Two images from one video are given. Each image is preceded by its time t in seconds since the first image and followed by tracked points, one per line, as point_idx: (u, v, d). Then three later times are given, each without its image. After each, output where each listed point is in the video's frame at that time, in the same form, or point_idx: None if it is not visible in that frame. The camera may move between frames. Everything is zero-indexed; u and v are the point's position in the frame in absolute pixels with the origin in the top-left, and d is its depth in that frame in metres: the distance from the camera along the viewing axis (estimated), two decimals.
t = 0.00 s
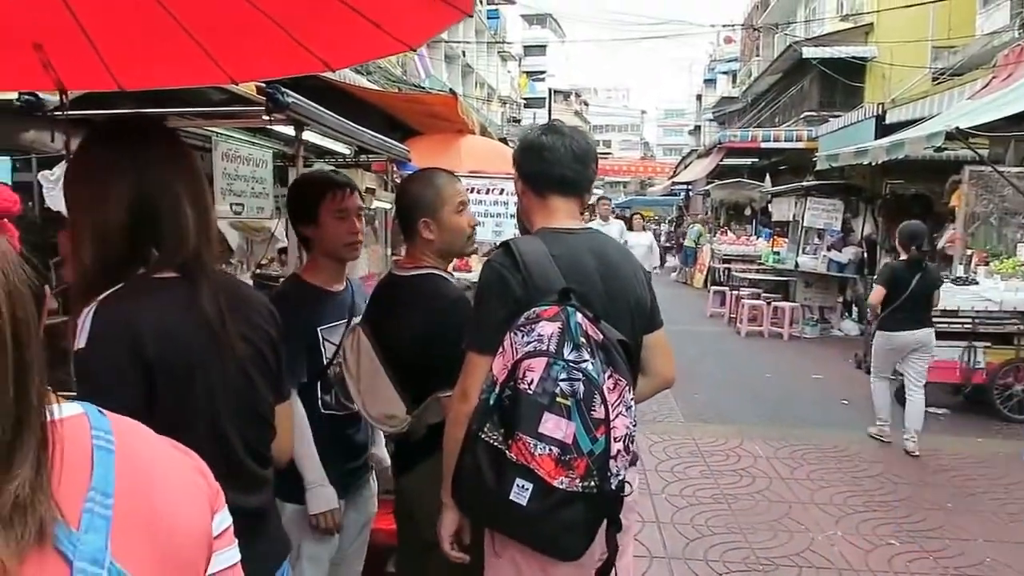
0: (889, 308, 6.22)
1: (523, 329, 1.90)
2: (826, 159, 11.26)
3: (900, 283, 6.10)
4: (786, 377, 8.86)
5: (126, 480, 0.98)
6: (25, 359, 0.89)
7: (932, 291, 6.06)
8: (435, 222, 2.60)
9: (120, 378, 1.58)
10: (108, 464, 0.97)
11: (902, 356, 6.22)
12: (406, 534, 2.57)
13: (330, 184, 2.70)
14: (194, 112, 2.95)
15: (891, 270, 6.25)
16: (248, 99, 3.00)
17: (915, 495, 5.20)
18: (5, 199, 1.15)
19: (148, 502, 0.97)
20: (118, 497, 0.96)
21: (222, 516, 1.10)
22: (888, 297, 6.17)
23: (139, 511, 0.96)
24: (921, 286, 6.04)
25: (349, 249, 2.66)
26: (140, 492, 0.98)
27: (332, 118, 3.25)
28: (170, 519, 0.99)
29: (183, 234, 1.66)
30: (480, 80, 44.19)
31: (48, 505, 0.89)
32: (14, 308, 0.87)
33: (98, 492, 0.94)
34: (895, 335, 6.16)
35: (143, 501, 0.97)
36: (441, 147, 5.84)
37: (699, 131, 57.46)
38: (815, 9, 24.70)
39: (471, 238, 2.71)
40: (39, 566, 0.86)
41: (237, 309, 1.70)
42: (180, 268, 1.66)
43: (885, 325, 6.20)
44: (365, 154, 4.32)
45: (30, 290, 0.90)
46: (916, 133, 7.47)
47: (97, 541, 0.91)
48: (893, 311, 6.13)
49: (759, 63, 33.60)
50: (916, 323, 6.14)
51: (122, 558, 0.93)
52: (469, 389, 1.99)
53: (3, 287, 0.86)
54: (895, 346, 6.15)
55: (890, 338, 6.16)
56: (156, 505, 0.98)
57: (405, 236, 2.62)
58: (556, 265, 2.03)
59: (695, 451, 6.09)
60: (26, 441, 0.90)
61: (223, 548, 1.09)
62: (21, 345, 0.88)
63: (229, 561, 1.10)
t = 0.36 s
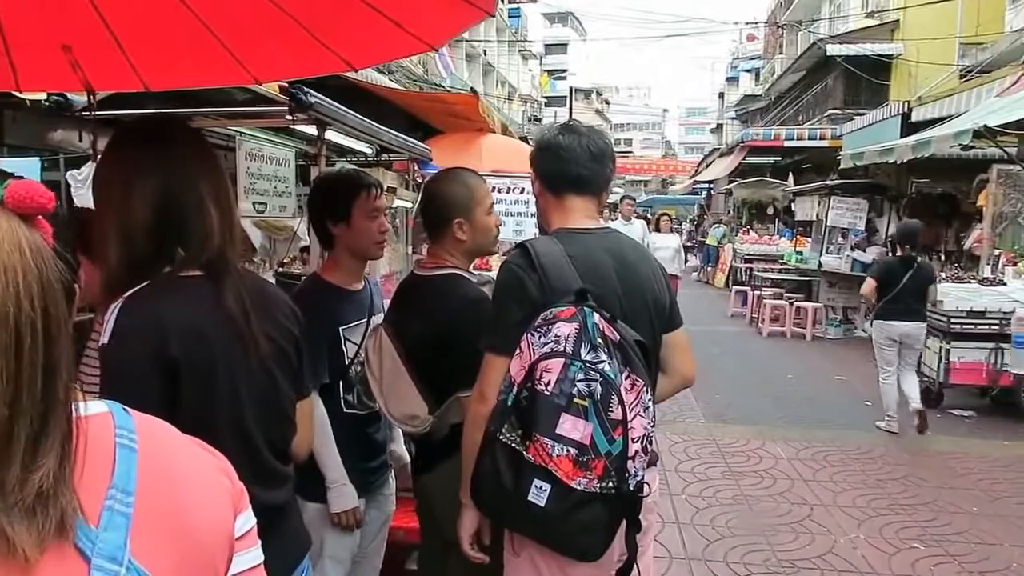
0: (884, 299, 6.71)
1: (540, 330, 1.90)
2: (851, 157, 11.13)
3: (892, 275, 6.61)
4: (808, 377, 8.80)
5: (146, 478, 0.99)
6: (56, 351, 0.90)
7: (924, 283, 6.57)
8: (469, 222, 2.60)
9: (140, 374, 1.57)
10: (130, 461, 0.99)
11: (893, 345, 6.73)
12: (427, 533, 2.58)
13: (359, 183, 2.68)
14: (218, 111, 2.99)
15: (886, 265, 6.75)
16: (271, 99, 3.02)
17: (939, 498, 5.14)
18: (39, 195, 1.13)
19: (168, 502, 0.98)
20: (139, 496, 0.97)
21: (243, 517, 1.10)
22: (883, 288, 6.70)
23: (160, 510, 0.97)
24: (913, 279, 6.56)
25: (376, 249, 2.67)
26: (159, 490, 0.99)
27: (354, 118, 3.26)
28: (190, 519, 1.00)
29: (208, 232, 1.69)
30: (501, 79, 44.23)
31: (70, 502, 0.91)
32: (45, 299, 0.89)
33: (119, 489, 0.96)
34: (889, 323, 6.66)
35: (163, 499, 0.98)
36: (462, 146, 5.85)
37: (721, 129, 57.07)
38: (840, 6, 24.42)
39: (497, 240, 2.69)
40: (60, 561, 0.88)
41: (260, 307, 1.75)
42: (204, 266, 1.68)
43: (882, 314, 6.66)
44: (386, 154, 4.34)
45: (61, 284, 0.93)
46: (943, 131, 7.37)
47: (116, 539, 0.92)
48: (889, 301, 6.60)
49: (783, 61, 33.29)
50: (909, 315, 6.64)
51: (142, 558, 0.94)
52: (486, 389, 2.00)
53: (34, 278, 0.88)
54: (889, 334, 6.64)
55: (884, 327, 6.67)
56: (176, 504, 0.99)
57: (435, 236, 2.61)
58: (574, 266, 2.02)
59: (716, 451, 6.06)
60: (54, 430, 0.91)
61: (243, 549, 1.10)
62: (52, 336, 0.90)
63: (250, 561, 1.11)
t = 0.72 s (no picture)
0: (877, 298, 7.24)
1: (549, 332, 1.90)
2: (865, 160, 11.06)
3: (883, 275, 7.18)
4: (822, 381, 8.74)
5: (159, 481, 0.99)
6: (97, 304, 0.94)
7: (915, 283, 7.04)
8: (493, 225, 2.61)
9: (155, 372, 1.58)
10: (144, 465, 0.99)
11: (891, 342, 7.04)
12: (438, 534, 2.58)
13: (372, 185, 2.69)
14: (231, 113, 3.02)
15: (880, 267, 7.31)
16: (284, 101, 3.03)
17: (954, 504, 5.10)
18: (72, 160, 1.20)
19: (179, 510, 0.99)
20: (150, 500, 0.97)
21: (262, 520, 1.11)
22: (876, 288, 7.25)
23: (171, 514, 0.98)
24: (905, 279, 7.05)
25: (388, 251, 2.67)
26: (171, 494, 0.99)
27: (367, 120, 3.27)
28: (202, 527, 1.00)
29: (221, 230, 1.69)
30: (513, 81, 44.26)
31: (78, 503, 0.91)
32: (86, 252, 0.93)
33: (130, 494, 0.96)
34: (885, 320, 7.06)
35: (175, 503, 0.99)
36: (474, 148, 5.85)
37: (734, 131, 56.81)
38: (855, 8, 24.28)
39: (509, 243, 2.72)
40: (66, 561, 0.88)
41: (275, 308, 1.77)
42: (219, 266, 1.69)
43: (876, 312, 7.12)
44: (398, 155, 4.36)
45: (99, 241, 0.97)
46: (958, 133, 7.31)
47: (125, 545, 0.93)
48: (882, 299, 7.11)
49: (796, 62, 33.13)
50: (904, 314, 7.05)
51: (149, 562, 0.95)
52: (496, 391, 2.00)
53: (76, 232, 0.92)
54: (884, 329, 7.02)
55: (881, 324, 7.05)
56: (190, 511, 1.00)
57: (455, 238, 2.60)
58: (584, 268, 2.02)
59: (728, 455, 6.03)
60: (94, 371, 0.95)
61: (262, 553, 1.10)
62: (92, 287, 0.93)
63: (269, 565, 1.11)
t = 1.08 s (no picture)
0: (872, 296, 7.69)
1: (557, 334, 1.90)
2: (872, 163, 11.03)
3: (879, 275, 7.61)
4: (829, 384, 8.71)
5: (174, 481, 1.00)
6: (121, 298, 0.96)
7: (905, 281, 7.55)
8: (499, 228, 2.61)
9: (172, 372, 1.60)
10: (159, 464, 0.99)
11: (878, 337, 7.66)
12: (445, 536, 2.59)
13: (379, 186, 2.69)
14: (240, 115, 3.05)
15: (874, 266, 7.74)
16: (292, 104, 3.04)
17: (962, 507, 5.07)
18: (96, 156, 1.25)
19: (195, 512, 0.99)
20: (166, 499, 0.97)
21: (275, 522, 1.12)
22: (871, 286, 7.68)
23: (186, 516, 0.98)
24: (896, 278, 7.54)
25: (393, 254, 2.67)
26: (186, 493, 1.00)
27: (374, 122, 3.27)
28: (217, 529, 1.01)
29: (239, 232, 1.73)
30: (519, 84, 44.32)
31: (96, 501, 0.91)
32: (112, 246, 0.94)
33: (147, 493, 0.96)
34: (876, 318, 7.59)
35: (191, 504, 0.99)
36: (481, 151, 5.86)
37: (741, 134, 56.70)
38: (862, 10, 24.24)
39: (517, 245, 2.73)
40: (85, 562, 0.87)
41: (288, 311, 1.77)
42: (236, 269, 1.71)
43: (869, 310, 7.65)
44: (406, 158, 4.36)
45: (123, 236, 0.98)
46: (966, 135, 7.29)
47: (140, 543, 0.92)
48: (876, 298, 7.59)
49: (803, 65, 33.06)
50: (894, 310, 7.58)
51: (166, 562, 0.95)
52: (504, 392, 2.00)
53: (103, 227, 0.94)
54: (874, 327, 7.57)
55: (872, 321, 7.60)
56: (205, 513, 1.00)
57: (462, 240, 2.60)
58: (592, 271, 2.02)
59: (735, 458, 6.02)
60: (120, 363, 0.96)
61: (274, 555, 1.12)
62: (117, 280, 0.95)
63: (280, 567, 1.13)
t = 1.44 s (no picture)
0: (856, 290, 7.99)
1: (564, 333, 1.91)
2: (879, 164, 11.01)
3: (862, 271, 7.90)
4: (834, 385, 8.70)
5: (189, 476, 1.01)
6: (144, 307, 0.97)
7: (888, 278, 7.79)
8: (486, 224, 2.61)
9: (182, 369, 1.61)
10: (175, 458, 1.01)
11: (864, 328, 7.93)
12: (451, 533, 2.60)
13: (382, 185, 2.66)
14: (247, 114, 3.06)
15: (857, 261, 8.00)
16: (299, 103, 3.05)
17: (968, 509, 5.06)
18: (123, 164, 1.10)
19: (209, 506, 1.01)
20: (182, 492, 0.99)
21: (285, 516, 1.13)
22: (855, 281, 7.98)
23: (198, 513, 0.99)
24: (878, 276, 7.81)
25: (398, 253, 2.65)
26: (201, 486, 1.01)
27: (381, 122, 3.28)
28: (229, 522, 1.02)
29: (254, 235, 1.75)
30: (525, 84, 44.35)
31: (115, 497, 0.93)
32: (138, 255, 0.95)
33: (162, 486, 0.98)
34: (861, 310, 7.87)
35: (206, 498, 1.01)
36: (487, 150, 5.88)
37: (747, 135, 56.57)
38: (869, 12, 24.17)
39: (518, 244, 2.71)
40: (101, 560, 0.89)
41: (296, 310, 1.79)
42: (245, 267, 1.72)
43: (854, 302, 7.93)
44: (411, 157, 4.37)
45: (149, 245, 0.98)
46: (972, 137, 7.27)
47: (156, 535, 0.94)
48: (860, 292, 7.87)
49: (809, 66, 32.97)
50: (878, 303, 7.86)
51: (182, 558, 0.96)
52: (511, 391, 2.01)
53: (130, 237, 0.94)
54: (859, 319, 7.85)
55: (857, 313, 7.88)
56: (217, 507, 1.01)
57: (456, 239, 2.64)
58: (599, 270, 2.03)
59: (739, 458, 6.02)
60: (142, 374, 0.98)
61: (284, 549, 1.12)
62: (142, 289, 0.96)
63: (289, 561, 1.13)
